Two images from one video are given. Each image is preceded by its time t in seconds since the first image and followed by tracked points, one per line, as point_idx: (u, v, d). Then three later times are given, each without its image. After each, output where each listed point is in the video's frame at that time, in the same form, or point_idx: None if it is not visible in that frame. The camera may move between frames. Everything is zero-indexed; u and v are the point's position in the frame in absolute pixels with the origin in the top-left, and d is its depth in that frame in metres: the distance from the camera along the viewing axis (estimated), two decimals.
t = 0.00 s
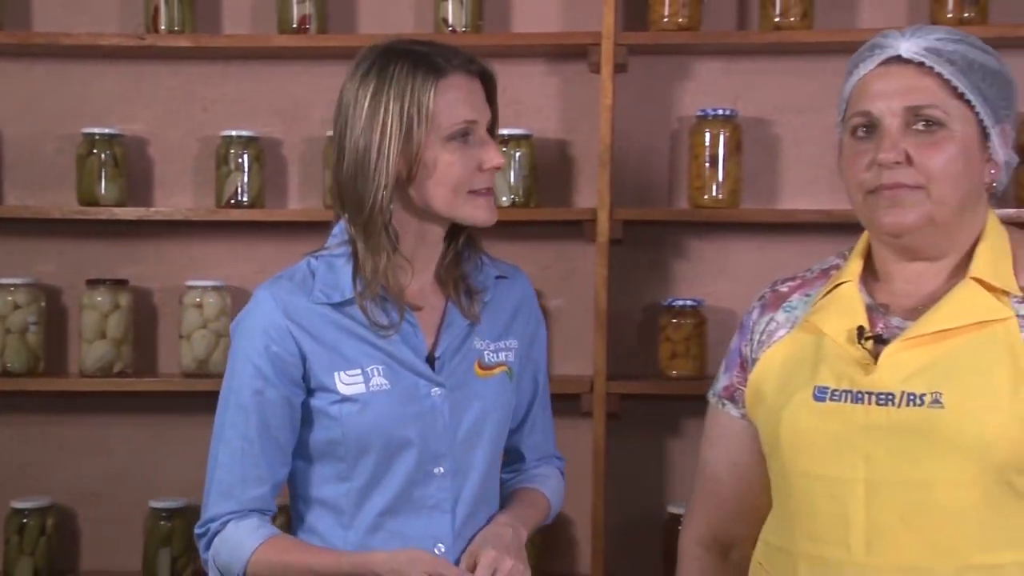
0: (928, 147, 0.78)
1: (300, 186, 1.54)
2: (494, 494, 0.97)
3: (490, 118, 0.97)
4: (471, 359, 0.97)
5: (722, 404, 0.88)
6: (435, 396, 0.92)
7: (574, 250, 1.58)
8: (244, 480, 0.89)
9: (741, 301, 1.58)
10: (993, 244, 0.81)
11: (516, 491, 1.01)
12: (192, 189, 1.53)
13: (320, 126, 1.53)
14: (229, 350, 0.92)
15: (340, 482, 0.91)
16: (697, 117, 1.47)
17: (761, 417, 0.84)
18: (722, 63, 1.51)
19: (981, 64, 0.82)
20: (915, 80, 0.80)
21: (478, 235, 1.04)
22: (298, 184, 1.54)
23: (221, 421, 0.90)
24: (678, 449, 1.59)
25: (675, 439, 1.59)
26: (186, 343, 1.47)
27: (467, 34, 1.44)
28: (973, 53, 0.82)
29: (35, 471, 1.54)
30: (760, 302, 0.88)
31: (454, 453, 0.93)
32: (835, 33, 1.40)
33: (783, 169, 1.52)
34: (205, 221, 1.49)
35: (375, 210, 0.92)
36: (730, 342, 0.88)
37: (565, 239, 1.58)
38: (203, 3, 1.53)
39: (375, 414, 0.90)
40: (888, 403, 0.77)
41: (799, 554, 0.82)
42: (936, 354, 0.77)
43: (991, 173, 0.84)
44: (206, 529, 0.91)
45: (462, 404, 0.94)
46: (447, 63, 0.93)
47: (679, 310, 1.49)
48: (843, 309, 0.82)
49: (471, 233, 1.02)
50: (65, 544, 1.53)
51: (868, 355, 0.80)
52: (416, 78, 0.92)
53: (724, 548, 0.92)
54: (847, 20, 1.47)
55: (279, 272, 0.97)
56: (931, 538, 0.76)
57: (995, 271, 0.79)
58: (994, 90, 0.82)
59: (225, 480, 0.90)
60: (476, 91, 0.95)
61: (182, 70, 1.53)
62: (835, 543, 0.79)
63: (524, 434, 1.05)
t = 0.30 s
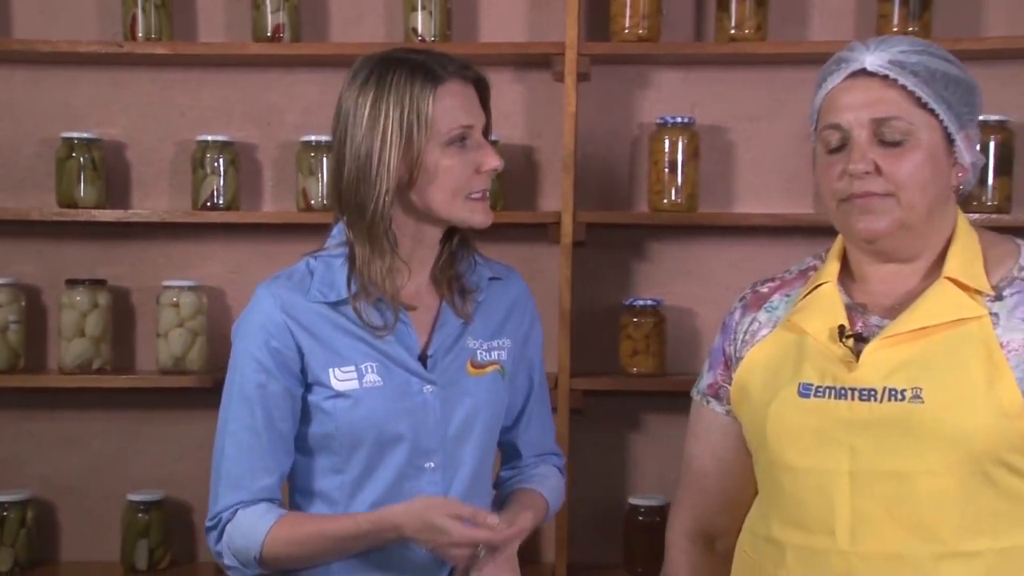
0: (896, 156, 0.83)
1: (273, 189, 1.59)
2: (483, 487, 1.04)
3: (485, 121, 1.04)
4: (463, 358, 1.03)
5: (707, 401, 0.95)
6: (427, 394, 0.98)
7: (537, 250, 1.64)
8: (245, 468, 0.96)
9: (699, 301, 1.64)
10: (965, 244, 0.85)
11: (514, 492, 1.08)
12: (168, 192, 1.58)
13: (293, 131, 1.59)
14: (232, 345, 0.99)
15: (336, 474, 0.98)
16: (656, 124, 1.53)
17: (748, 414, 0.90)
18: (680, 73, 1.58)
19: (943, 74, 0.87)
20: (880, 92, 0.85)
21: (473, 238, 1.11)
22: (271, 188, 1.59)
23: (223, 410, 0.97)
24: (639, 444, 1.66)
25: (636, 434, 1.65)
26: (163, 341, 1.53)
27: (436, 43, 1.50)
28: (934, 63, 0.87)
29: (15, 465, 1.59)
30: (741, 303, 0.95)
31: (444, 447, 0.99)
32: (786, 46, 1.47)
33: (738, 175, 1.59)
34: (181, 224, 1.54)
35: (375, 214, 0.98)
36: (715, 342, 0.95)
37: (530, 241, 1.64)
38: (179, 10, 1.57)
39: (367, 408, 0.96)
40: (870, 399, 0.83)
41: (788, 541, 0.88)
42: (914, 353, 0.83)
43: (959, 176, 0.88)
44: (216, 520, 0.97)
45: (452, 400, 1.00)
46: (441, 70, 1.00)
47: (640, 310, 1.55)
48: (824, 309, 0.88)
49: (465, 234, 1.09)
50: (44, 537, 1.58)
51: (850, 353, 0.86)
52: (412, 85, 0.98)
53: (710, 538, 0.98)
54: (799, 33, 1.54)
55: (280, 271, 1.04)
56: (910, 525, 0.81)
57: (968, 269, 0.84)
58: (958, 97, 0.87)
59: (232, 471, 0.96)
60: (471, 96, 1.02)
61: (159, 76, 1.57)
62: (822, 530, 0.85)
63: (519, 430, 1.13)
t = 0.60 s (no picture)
0: (854, 171, 0.92)
1: (257, 193, 1.69)
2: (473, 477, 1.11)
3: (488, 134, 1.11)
4: (457, 355, 1.10)
5: (685, 394, 1.07)
6: (421, 390, 1.05)
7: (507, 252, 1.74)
8: (253, 452, 1.01)
9: (660, 299, 1.76)
10: (925, 250, 0.95)
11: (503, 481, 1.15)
12: (158, 195, 1.67)
13: (275, 138, 1.68)
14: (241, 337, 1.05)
15: (335, 461, 1.05)
16: (619, 132, 1.63)
17: (722, 407, 1.01)
18: (641, 85, 1.69)
19: (899, 93, 0.96)
20: (841, 111, 0.95)
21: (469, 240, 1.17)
22: (256, 191, 1.69)
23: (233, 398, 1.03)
24: (603, 433, 1.77)
25: (600, 424, 1.77)
26: (153, 335, 1.61)
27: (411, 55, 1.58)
28: (890, 84, 0.96)
29: (12, 453, 1.68)
30: (719, 303, 1.06)
31: (436, 439, 1.06)
32: (739, 60, 1.57)
33: (695, 180, 1.70)
34: (171, 225, 1.63)
35: (378, 220, 1.05)
36: (694, 339, 1.06)
37: (500, 242, 1.74)
38: (167, 22, 1.66)
39: (366, 401, 1.03)
40: (834, 394, 0.92)
41: (756, 522, 0.98)
42: (876, 352, 0.92)
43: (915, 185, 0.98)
44: (235, 505, 1.02)
45: (444, 394, 1.07)
46: (447, 87, 1.06)
47: (603, 306, 1.65)
48: (792, 309, 0.98)
49: (461, 238, 1.16)
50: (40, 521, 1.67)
51: (816, 351, 0.95)
52: (419, 101, 1.05)
53: (688, 522, 1.10)
54: (751, 48, 1.65)
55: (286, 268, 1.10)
56: (869, 509, 0.91)
57: (925, 273, 0.92)
58: (912, 114, 0.97)
59: (249, 458, 1.01)
60: (476, 111, 1.09)
61: (150, 85, 1.66)
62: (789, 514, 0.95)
63: (512, 423, 1.20)
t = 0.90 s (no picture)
0: (814, 179, 0.98)
1: (256, 193, 1.82)
2: (468, 454, 1.19)
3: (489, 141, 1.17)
4: (454, 345, 1.17)
5: (662, 378, 1.14)
6: (421, 377, 1.12)
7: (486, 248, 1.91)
8: (259, 433, 1.10)
9: (629, 291, 1.91)
10: (879, 249, 1.00)
11: (496, 462, 1.23)
12: (165, 194, 1.80)
13: (273, 142, 1.82)
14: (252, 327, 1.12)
15: (339, 441, 1.13)
16: (590, 138, 1.77)
17: (694, 389, 1.08)
18: (611, 94, 1.83)
19: (853, 106, 1.02)
20: (801, 123, 1.01)
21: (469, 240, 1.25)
22: (255, 191, 1.83)
23: (240, 385, 1.11)
24: (575, 415, 1.92)
25: (574, 406, 1.92)
26: (160, 324, 1.75)
27: (399, 66, 1.71)
28: (846, 97, 1.02)
29: (30, 433, 1.81)
30: (693, 296, 1.14)
31: (434, 423, 1.13)
32: (700, 72, 1.71)
33: (660, 182, 1.85)
34: (177, 222, 1.77)
35: (387, 223, 1.11)
36: (671, 328, 1.14)
37: (481, 239, 1.89)
38: (173, 34, 1.79)
39: (370, 388, 1.10)
40: (794, 378, 0.98)
41: (721, 496, 1.06)
42: (832, 339, 0.98)
43: (871, 190, 1.04)
44: (226, 471, 1.11)
45: (442, 382, 1.14)
46: (452, 97, 1.12)
47: (576, 298, 1.80)
48: (759, 301, 1.05)
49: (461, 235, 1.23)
50: (56, 495, 1.80)
51: (779, 339, 1.02)
52: (425, 110, 1.11)
53: (662, 496, 1.18)
54: (712, 60, 1.79)
55: (297, 263, 1.18)
56: (823, 484, 0.98)
57: (879, 269, 0.98)
58: (866, 125, 1.02)
59: (245, 433, 1.10)
60: (477, 121, 1.14)
61: (157, 92, 1.79)
62: (750, 488, 1.02)
63: (504, 405, 1.28)
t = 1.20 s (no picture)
0: (784, 182, 1.03)
1: (269, 189, 1.99)
2: (465, 431, 1.31)
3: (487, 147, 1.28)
4: (453, 331, 1.29)
5: (648, 362, 1.21)
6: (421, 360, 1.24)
7: (481, 241, 2.08)
8: (272, 406, 1.23)
9: (611, 280, 2.07)
10: (848, 243, 1.06)
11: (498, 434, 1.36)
12: (186, 191, 1.97)
13: (284, 143, 1.98)
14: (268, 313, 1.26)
15: (346, 416, 1.25)
16: (576, 139, 1.93)
17: (677, 372, 1.14)
18: (595, 99, 2.00)
19: (821, 114, 1.07)
20: (772, 129, 1.06)
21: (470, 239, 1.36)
22: (268, 187, 1.99)
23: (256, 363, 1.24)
24: (562, 394, 2.10)
25: (561, 386, 2.09)
26: (182, 310, 1.91)
27: (401, 73, 1.87)
28: (814, 105, 1.07)
29: (64, 410, 1.98)
30: (677, 286, 1.20)
31: (433, 402, 1.25)
32: (676, 79, 1.87)
33: (640, 181, 2.01)
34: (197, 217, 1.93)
35: (390, 219, 1.23)
36: (656, 316, 1.19)
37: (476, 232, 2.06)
38: (193, 44, 1.95)
39: (373, 369, 1.22)
40: (767, 362, 1.04)
41: (700, 471, 1.12)
42: (802, 325, 1.04)
43: (839, 191, 1.09)
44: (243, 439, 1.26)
45: (441, 366, 1.26)
46: (451, 105, 1.24)
47: (563, 286, 1.97)
48: (737, 292, 1.11)
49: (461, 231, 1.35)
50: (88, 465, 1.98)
51: (753, 326, 1.08)
52: (426, 118, 1.22)
53: (647, 469, 1.26)
54: (686, 68, 1.96)
55: (311, 254, 1.30)
56: (792, 459, 1.04)
57: (847, 262, 1.04)
58: (834, 131, 1.07)
59: (260, 407, 1.24)
60: (474, 127, 1.26)
61: (179, 98, 1.95)
62: (726, 463, 1.09)
63: (505, 385, 1.41)
